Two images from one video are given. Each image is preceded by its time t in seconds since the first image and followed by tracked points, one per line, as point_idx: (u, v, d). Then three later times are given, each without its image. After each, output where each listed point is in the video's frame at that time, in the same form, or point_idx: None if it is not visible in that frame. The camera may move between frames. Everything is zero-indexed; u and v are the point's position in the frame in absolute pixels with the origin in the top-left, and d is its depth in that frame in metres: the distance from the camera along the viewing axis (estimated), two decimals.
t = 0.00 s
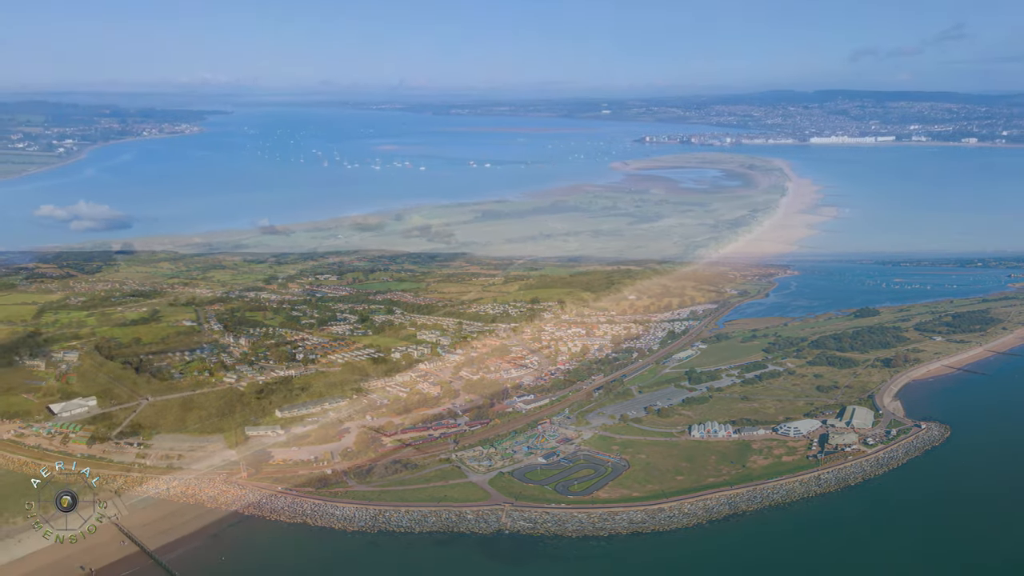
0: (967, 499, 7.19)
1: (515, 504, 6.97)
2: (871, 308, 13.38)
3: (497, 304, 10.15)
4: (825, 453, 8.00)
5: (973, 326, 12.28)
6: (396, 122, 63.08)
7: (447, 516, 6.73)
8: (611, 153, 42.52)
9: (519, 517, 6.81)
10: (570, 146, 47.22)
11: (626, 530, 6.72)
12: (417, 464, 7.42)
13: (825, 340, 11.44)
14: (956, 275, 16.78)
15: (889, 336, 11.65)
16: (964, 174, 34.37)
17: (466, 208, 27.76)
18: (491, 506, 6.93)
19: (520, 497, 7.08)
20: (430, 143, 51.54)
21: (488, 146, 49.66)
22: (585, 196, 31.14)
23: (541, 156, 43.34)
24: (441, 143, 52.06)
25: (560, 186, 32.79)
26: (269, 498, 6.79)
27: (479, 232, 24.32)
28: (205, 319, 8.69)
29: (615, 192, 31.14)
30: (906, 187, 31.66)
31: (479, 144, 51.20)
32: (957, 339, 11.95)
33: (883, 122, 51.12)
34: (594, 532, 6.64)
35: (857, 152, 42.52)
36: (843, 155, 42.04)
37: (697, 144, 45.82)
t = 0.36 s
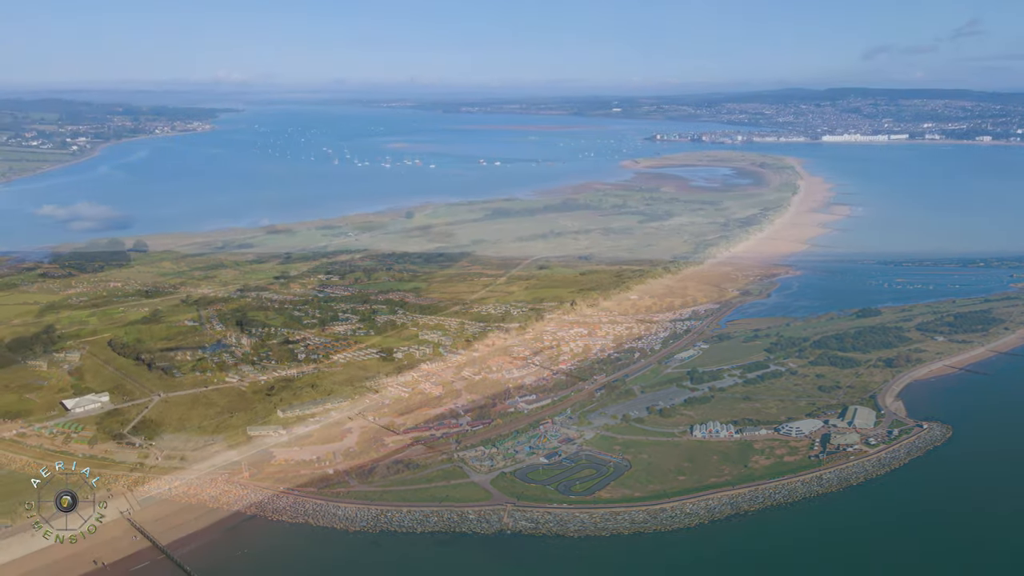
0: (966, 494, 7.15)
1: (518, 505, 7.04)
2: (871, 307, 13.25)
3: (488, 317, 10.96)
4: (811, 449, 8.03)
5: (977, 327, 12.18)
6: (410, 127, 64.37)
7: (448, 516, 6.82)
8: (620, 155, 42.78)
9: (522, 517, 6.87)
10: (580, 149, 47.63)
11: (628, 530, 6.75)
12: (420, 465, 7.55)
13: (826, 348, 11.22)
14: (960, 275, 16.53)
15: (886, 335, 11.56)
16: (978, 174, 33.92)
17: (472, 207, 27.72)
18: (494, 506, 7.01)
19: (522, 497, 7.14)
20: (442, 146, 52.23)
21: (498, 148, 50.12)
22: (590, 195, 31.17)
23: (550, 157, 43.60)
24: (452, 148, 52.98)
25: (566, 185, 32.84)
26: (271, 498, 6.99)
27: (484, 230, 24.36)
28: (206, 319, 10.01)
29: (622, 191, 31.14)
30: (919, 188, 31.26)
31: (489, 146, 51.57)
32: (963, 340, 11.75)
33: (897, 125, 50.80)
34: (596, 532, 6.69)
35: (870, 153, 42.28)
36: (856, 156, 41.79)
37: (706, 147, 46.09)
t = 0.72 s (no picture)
0: (934, 502, 9.24)
1: (518, 505, 9.59)
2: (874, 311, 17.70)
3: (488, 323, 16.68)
4: (755, 474, 10.05)
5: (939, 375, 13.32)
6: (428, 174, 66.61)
7: (450, 516, 9.39)
8: (627, 208, 44.37)
9: (520, 517, 9.35)
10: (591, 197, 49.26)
11: (631, 527, 9.11)
12: (422, 470, 10.58)
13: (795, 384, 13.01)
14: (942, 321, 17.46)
15: (843, 378, 13.14)
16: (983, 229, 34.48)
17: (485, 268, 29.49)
18: (495, 507, 9.58)
19: (524, 497, 9.76)
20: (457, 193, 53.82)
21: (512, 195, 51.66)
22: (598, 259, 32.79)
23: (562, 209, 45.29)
24: (468, 191, 54.65)
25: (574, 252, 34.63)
26: (279, 500, 9.87)
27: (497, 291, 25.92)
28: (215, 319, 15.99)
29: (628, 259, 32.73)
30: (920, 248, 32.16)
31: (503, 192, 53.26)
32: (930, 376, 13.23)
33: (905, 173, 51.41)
34: (599, 530, 9.03)
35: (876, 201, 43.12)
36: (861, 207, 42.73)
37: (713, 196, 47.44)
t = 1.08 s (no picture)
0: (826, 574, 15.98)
1: None
2: (829, 413, 23.37)
3: (495, 446, 21.84)
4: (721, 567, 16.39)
5: (788, 398, 24.65)
6: (444, 198, 67.90)
7: None
8: (641, 248, 45.63)
9: None
10: (606, 233, 50.67)
11: None
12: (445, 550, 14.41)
13: (732, 448, 21.46)
14: (873, 402, 24.02)
15: (796, 490, 19.16)
16: (985, 296, 35.79)
17: (506, 324, 31.16)
18: None
19: None
20: (473, 223, 55.04)
21: (528, 228, 53.10)
22: (613, 308, 34.21)
23: (578, 246, 46.66)
24: (475, 218, 57.11)
25: (591, 291, 35.89)
26: None
27: (517, 365, 27.85)
28: (264, 429, 22.24)
29: (641, 309, 34.25)
30: (923, 311, 33.51)
31: (519, 224, 54.56)
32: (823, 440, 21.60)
33: (915, 224, 52.52)
34: None
35: (883, 254, 44.42)
36: (870, 256, 43.94)
37: (725, 235, 48.72)
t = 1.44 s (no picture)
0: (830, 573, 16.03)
1: None
2: (834, 414, 23.34)
3: (505, 443, 21.76)
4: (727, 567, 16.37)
5: (793, 397, 24.57)
6: (454, 195, 67.82)
7: None
8: (651, 246, 45.27)
9: None
10: (616, 231, 50.40)
11: None
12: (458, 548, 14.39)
13: (733, 448, 21.36)
14: (876, 403, 24.05)
15: (801, 491, 19.14)
16: (1000, 296, 35.30)
17: (515, 321, 30.99)
18: None
19: None
20: (483, 221, 54.93)
21: (538, 225, 52.91)
22: (623, 306, 33.92)
23: (588, 244, 46.39)
24: (484, 216, 57.05)
25: (600, 289, 35.62)
26: None
27: (526, 363, 27.67)
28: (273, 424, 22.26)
29: (651, 306, 34.05)
30: (936, 311, 33.11)
31: (528, 221, 54.36)
32: (823, 443, 21.60)
33: (929, 223, 51.90)
34: None
35: (897, 252, 43.84)
36: (883, 255, 43.41)
37: (736, 233, 48.29)
